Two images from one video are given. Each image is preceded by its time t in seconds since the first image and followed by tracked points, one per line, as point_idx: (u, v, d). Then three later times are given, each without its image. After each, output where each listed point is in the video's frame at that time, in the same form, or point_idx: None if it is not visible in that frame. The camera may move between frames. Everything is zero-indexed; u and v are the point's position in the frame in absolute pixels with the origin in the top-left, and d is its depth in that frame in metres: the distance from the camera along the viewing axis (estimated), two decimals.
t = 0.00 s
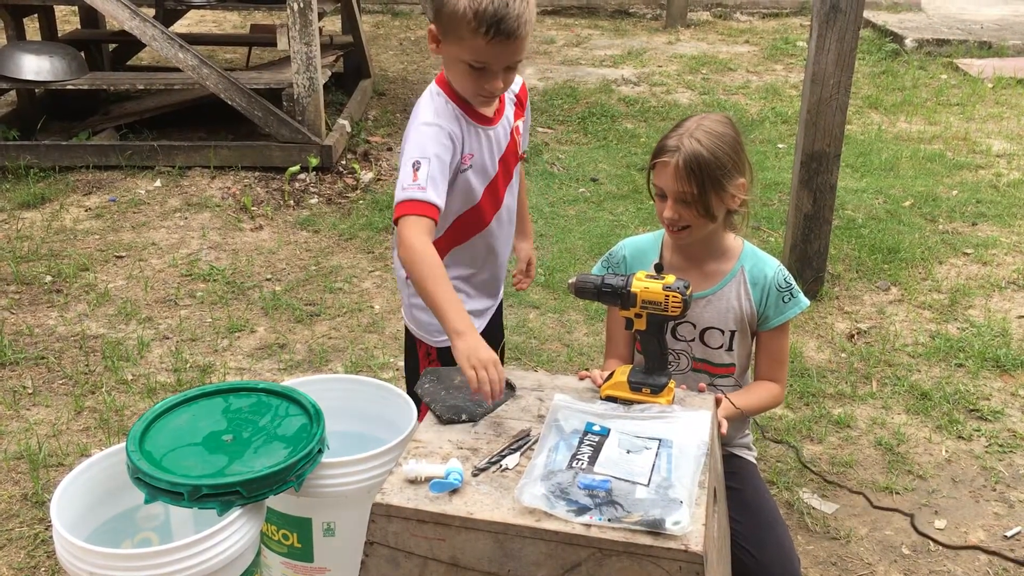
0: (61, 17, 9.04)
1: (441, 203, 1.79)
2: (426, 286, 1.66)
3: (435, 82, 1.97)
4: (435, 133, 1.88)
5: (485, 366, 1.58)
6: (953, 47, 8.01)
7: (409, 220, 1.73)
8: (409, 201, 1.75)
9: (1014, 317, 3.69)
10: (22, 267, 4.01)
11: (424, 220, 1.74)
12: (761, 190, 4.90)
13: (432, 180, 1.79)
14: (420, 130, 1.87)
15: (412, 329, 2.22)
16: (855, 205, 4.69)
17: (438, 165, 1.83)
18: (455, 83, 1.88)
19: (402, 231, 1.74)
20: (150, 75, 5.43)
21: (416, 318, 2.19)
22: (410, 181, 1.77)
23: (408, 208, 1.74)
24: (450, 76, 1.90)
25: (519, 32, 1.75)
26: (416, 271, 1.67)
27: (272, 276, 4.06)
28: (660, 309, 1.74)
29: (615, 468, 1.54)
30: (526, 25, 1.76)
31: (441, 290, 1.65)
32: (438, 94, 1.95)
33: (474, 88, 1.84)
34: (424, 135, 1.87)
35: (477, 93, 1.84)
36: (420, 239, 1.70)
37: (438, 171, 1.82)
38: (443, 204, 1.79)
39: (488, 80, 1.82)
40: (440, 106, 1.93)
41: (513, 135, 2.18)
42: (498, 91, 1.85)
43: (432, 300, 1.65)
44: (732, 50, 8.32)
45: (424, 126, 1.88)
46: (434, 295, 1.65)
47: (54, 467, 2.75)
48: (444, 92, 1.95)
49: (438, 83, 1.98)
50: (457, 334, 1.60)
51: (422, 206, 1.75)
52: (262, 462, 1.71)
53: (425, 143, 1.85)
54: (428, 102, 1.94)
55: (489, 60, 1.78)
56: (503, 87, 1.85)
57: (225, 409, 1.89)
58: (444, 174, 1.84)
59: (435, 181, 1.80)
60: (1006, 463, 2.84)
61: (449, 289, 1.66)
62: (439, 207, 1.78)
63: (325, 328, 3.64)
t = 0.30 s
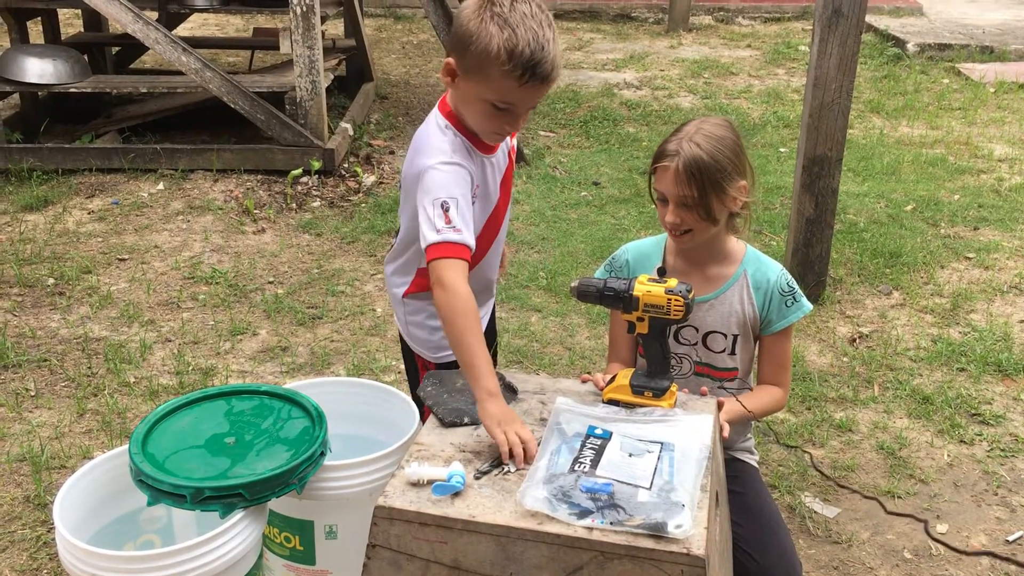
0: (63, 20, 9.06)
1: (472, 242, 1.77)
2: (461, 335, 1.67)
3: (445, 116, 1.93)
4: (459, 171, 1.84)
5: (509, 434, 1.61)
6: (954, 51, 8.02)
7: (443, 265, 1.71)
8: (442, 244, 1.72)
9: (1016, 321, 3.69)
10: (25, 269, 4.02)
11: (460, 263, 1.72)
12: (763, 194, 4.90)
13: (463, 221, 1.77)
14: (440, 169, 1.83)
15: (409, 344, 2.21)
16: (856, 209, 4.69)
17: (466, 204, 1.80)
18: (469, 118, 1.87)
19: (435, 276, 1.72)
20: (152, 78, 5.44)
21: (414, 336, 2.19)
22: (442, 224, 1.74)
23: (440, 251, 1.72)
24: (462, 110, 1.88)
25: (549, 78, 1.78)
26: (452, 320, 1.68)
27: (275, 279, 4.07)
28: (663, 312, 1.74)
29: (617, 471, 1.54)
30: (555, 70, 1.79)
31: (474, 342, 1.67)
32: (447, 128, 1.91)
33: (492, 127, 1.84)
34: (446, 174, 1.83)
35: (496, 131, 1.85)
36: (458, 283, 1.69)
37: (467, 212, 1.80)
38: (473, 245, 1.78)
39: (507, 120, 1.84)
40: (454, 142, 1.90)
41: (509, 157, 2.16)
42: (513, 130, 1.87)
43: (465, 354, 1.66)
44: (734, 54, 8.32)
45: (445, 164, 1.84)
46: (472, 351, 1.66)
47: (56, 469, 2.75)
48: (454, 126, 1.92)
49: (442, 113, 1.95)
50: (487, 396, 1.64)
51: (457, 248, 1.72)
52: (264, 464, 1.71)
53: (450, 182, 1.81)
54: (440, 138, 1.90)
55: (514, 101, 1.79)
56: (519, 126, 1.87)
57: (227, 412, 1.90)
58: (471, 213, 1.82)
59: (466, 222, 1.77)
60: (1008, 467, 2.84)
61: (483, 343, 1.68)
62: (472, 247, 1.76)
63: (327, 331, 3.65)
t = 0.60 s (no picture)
0: (65, 26, 9.08)
1: (473, 250, 1.77)
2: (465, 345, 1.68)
3: (446, 121, 1.93)
4: (459, 177, 1.84)
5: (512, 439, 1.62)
6: (955, 57, 8.03)
7: (442, 274, 1.71)
8: (443, 252, 1.72)
9: (1017, 326, 3.69)
10: (26, 274, 4.03)
11: (461, 272, 1.72)
12: (764, 199, 4.91)
13: (465, 228, 1.77)
14: (442, 175, 1.83)
15: (411, 358, 2.21)
16: (857, 215, 4.70)
17: (467, 211, 1.80)
18: (473, 123, 1.88)
19: (435, 284, 1.72)
20: (154, 83, 5.46)
21: (417, 349, 2.19)
22: (443, 231, 1.74)
23: (442, 260, 1.72)
24: (466, 116, 1.89)
25: (560, 87, 1.84)
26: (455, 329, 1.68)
27: (276, 283, 4.07)
28: (664, 318, 1.75)
29: (619, 475, 1.54)
30: (565, 80, 1.84)
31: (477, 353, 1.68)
32: (448, 133, 1.92)
33: (498, 132, 1.86)
34: (448, 181, 1.82)
35: (500, 137, 1.87)
36: (461, 293, 1.69)
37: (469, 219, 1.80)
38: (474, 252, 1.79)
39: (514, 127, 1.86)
40: (454, 148, 1.90)
41: (507, 163, 2.16)
42: (517, 136, 1.90)
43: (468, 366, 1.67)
44: (734, 60, 8.34)
45: (445, 170, 1.83)
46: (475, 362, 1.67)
47: (58, 474, 2.75)
48: (454, 132, 1.92)
49: (441, 118, 1.95)
50: (493, 405, 1.65)
51: (459, 256, 1.73)
52: (266, 469, 1.71)
53: (451, 189, 1.81)
54: (440, 144, 1.90)
55: (524, 106, 1.82)
56: (523, 134, 1.90)
57: (228, 417, 1.90)
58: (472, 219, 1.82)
59: (467, 229, 1.77)
60: (1008, 473, 2.84)
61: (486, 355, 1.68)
62: (473, 254, 1.76)
63: (328, 336, 3.65)
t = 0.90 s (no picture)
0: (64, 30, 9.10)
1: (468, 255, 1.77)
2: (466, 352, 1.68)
3: (445, 124, 1.94)
4: (456, 182, 1.84)
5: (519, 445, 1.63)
6: (953, 62, 8.04)
7: (439, 282, 1.72)
8: (439, 259, 1.72)
9: (1016, 331, 3.70)
10: (25, 277, 4.03)
11: (459, 280, 1.73)
12: (763, 203, 4.92)
13: (459, 233, 1.76)
14: (438, 180, 1.82)
15: (409, 364, 2.21)
16: (856, 219, 4.70)
17: (462, 216, 1.79)
18: (474, 125, 1.89)
19: (433, 292, 1.73)
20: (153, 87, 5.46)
21: (414, 355, 2.19)
22: (438, 237, 1.74)
23: (438, 267, 1.72)
24: (468, 117, 1.90)
25: (564, 90, 1.86)
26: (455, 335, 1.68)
27: (275, 288, 4.08)
28: (664, 322, 1.75)
29: (619, 479, 1.54)
30: (569, 84, 1.87)
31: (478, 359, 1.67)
32: (446, 137, 1.92)
33: (500, 133, 1.87)
34: (444, 186, 1.81)
35: (503, 138, 1.87)
36: (457, 302, 1.70)
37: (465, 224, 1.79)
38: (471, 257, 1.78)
39: (516, 128, 1.87)
40: (450, 152, 1.90)
41: (503, 168, 2.16)
42: (517, 139, 1.91)
43: (473, 371, 1.67)
44: (733, 64, 8.35)
45: (440, 175, 1.83)
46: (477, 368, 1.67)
47: (57, 478, 2.75)
48: (452, 136, 1.93)
49: (439, 122, 1.95)
50: (494, 409, 1.65)
51: (455, 263, 1.73)
52: (266, 473, 1.72)
53: (447, 192, 1.81)
54: (437, 149, 1.89)
55: (529, 107, 1.84)
56: (524, 137, 1.91)
57: (228, 421, 1.90)
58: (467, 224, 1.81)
59: (462, 234, 1.77)
60: (1008, 477, 2.85)
61: (489, 362, 1.69)
62: (469, 261, 1.76)
63: (327, 340, 3.65)
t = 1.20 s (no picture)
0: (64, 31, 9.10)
1: (464, 255, 1.77)
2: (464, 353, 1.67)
3: (442, 123, 1.94)
4: (452, 181, 1.84)
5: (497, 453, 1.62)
6: (953, 64, 8.06)
7: (439, 282, 1.72)
8: (434, 259, 1.72)
9: (1015, 334, 3.70)
10: (24, 279, 4.03)
11: (455, 280, 1.73)
12: (762, 206, 4.92)
13: (454, 232, 1.76)
14: (434, 179, 1.82)
15: (409, 368, 2.21)
16: (855, 221, 4.71)
17: (457, 215, 1.79)
18: (471, 123, 1.89)
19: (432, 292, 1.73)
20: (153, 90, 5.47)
21: (414, 359, 2.19)
22: (432, 236, 1.74)
23: (434, 267, 1.72)
24: (466, 115, 1.91)
25: (563, 88, 1.87)
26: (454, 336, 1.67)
27: (274, 289, 4.07)
28: (663, 324, 1.75)
29: (617, 481, 1.54)
30: (567, 82, 1.88)
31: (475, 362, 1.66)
32: (442, 136, 1.92)
33: (499, 131, 1.87)
34: (440, 184, 1.81)
35: (501, 136, 1.87)
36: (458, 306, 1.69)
37: (460, 223, 1.79)
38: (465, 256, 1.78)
39: (515, 126, 1.88)
40: (446, 151, 1.90)
41: (498, 168, 2.17)
42: (515, 138, 1.91)
43: (466, 372, 1.65)
44: (733, 67, 8.36)
45: (436, 174, 1.83)
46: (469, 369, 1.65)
47: (55, 479, 2.75)
48: (448, 135, 1.93)
49: (435, 121, 1.95)
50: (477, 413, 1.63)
51: (449, 262, 1.73)
52: (264, 474, 1.72)
53: (443, 191, 1.81)
54: (434, 147, 1.90)
55: (530, 103, 1.84)
56: (522, 136, 1.92)
57: (227, 422, 1.90)
58: (463, 224, 1.81)
59: (457, 232, 1.77)
60: (1007, 479, 2.85)
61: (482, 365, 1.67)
62: (465, 260, 1.76)
63: (326, 342, 3.65)
